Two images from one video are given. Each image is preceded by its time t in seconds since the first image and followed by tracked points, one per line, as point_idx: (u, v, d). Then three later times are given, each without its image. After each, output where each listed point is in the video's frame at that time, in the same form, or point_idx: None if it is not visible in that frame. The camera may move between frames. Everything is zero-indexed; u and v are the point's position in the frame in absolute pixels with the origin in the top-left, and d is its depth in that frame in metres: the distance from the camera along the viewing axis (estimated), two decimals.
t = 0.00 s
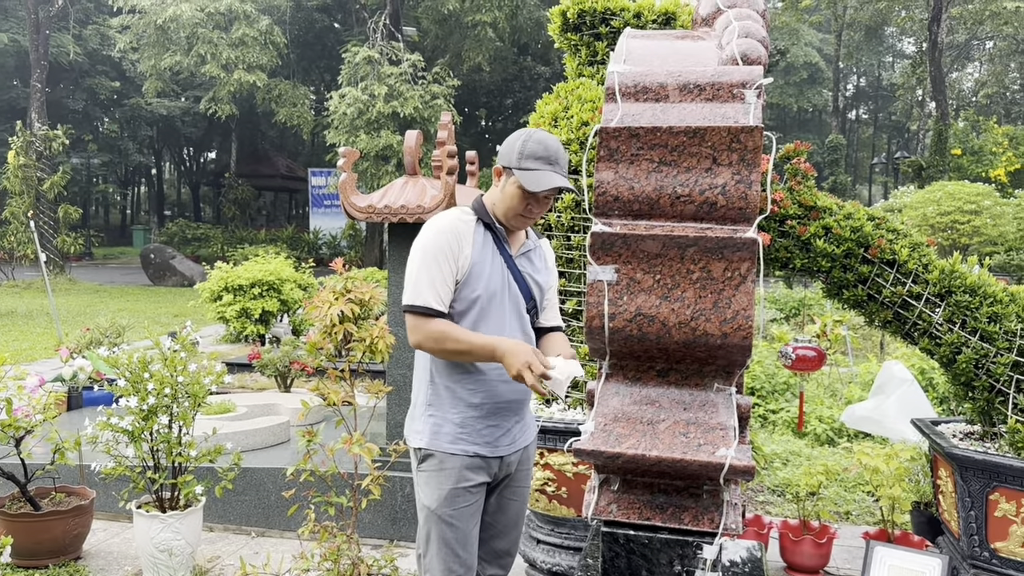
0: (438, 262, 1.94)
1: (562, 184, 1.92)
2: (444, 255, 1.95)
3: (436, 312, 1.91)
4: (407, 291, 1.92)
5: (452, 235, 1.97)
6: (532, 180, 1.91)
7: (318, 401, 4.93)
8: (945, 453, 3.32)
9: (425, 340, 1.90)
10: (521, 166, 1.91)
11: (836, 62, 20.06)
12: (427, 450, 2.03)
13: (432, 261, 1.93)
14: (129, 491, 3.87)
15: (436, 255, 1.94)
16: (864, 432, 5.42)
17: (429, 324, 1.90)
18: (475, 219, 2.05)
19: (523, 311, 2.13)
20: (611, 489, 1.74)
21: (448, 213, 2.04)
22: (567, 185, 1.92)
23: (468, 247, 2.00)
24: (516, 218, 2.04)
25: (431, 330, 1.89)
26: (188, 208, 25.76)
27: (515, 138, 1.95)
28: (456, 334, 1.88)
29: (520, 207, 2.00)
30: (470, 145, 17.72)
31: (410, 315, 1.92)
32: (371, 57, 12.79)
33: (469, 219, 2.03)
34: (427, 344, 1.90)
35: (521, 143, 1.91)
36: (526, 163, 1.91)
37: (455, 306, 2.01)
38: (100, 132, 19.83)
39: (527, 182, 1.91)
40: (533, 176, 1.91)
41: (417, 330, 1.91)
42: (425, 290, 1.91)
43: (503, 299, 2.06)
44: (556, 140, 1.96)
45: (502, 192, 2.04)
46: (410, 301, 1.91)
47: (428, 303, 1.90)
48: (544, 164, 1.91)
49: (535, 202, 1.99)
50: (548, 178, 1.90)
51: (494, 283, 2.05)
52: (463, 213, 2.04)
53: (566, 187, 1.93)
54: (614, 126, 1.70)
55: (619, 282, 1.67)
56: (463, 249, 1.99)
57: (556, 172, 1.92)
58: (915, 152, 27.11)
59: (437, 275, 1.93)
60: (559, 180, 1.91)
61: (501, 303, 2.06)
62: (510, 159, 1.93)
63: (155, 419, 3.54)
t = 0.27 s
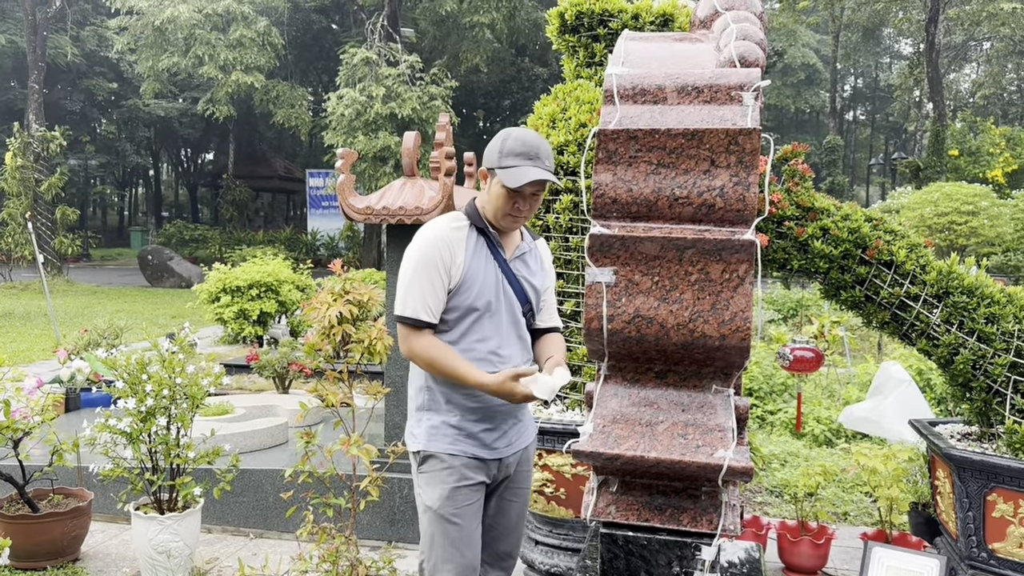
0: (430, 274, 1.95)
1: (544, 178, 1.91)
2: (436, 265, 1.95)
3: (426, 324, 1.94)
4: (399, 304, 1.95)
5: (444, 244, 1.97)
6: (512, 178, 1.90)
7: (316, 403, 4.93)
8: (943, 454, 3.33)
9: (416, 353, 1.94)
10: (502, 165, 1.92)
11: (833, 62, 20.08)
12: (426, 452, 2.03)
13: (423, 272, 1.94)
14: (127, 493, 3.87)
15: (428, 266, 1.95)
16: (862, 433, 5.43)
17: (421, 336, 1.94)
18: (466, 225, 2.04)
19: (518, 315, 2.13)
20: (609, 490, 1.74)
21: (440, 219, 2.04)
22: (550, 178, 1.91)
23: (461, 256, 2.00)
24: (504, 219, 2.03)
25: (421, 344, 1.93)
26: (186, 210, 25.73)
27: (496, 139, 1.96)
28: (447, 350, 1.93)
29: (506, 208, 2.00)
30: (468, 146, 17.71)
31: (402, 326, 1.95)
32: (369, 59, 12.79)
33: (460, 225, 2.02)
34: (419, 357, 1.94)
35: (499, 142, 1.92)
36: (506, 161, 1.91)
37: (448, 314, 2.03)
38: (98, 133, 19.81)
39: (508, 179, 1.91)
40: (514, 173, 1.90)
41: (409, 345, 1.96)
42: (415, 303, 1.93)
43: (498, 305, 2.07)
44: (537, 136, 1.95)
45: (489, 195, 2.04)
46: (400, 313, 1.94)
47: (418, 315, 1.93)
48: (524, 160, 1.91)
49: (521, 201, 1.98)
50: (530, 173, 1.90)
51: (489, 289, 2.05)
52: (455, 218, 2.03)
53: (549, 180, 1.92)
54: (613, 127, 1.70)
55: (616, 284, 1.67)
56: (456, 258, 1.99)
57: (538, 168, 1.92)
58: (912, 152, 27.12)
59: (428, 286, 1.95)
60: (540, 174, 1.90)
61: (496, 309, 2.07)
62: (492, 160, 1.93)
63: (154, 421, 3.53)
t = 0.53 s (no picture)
0: (426, 302, 1.93)
1: (528, 187, 1.91)
2: (430, 291, 1.93)
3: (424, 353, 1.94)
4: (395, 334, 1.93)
5: (439, 269, 1.95)
6: (495, 189, 1.91)
7: (315, 404, 4.94)
8: (942, 454, 3.32)
9: (413, 380, 1.94)
10: (484, 178, 1.93)
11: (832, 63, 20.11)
12: (421, 459, 2.04)
13: (418, 299, 1.93)
14: (126, 494, 3.86)
15: (422, 293, 1.93)
16: (861, 433, 5.43)
17: (417, 365, 1.94)
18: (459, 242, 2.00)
19: (515, 329, 2.12)
20: (609, 491, 1.74)
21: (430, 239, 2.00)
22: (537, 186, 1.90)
23: (455, 278, 1.98)
24: (493, 234, 2.01)
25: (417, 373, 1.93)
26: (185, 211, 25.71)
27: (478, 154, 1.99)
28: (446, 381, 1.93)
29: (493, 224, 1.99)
30: (467, 147, 17.71)
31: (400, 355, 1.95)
32: (368, 60, 12.80)
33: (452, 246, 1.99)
34: (418, 388, 1.93)
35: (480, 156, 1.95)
36: (488, 173, 1.93)
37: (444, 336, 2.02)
38: (97, 134, 19.81)
39: (491, 191, 1.91)
40: (497, 184, 1.91)
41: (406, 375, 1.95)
42: (412, 332, 1.92)
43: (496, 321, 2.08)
44: (519, 145, 1.97)
45: (477, 210, 2.02)
46: (397, 342, 1.93)
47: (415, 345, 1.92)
48: (506, 170, 1.92)
49: (510, 211, 1.96)
50: (514, 182, 1.90)
51: (487, 308, 2.03)
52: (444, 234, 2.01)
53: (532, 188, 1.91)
54: (612, 128, 1.70)
55: (616, 285, 1.67)
56: (451, 281, 1.97)
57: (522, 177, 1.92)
58: (911, 153, 27.14)
59: (425, 314, 1.93)
60: (524, 182, 1.90)
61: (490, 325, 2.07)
62: (475, 173, 1.95)
63: (153, 422, 3.53)
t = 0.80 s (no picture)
0: (455, 369, 1.72)
1: (528, 240, 1.68)
2: (456, 356, 1.72)
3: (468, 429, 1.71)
4: (430, 412, 1.70)
5: (459, 330, 1.73)
6: (488, 244, 1.69)
7: (315, 405, 4.94)
8: (942, 454, 3.32)
9: (460, 467, 1.70)
10: (476, 231, 1.73)
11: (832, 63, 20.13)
12: (402, 488, 2.01)
13: (447, 367, 1.71)
14: (126, 495, 3.86)
15: (447, 361, 1.71)
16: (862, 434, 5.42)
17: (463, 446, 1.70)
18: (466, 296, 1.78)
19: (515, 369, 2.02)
20: (608, 491, 1.74)
21: (431, 294, 1.77)
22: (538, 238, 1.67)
23: (472, 335, 1.78)
24: (496, 286, 1.80)
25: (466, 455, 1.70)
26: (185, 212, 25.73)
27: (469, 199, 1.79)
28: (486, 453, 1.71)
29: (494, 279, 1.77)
30: (467, 148, 17.71)
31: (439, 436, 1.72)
32: (368, 60, 12.80)
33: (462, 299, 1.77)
34: (466, 471, 1.70)
35: (469, 205, 1.75)
36: (479, 227, 1.72)
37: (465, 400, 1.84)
38: (97, 135, 19.81)
39: (484, 248, 1.70)
40: (491, 238, 1.69)
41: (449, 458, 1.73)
42: (450, 408, 1.70)
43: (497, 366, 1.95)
44: (512, 189, 1.75)
45: (473, 262, 1.81)
46: (435, 425, 1.70)
47: (457, 422, 1.70)
48: (499, 220, 1.70)
49: (513, 264, 1.73)
50: (512, 237, 1.68)
51: (491, 360, 1.90)
52: (440, 284, 1.79)
53: (532, 240, 1.68)
54: (611, 128, 1.70)
55: (615, 285, 1.67)
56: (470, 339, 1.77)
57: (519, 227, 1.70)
58: (911, 153, 27.15)
59: (458, 385, 1.71)
60: (520, 235, 1.67)
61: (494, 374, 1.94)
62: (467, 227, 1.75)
63: (152, 422, 3.53)
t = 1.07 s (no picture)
0: (447, 424, 1.53)
1: (538, 319, 1.52)
2: (450, 410, 1.54)
3: (444, 498, 1.53)
4: (408, 470, 1.50)
5: (458, 381, 1.56)
6: (493, 315, 1.54)
7: (316, 405, 4.94)
8: (944, 454, 3.31)
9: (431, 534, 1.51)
10: (482, 293, 1.56)
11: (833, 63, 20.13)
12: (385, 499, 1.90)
13: (438, 423, 1.52)
14: (127, 495, 3.86)
15: (441, 414, 1.53)
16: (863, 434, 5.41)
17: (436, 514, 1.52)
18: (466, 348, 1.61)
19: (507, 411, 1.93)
20: (609, 491, 1.73)
21: (430, 337, 1.60)
22: (549, 318, 1.52)
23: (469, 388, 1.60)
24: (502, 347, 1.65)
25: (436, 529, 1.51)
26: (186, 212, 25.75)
27: (475, 246, 1.61)
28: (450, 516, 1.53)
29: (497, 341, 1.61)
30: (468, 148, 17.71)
31: (408, 499, 1.52)
32: (369, 60, 12.81)
33: (463, 349, 1.60)
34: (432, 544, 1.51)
35: (474, 261, 1.58)
36: (484, 290, 1.56)
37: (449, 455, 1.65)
38: (99, 136, 19.83)
39: (491, 316, 1.54)
40: (495, 311, 1.54)
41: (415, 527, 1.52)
42: (433, 469, 1.51)
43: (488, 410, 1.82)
44: (524, 245, 1.57)
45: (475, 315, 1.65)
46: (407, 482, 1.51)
47: (435, 486, 1.51)
48: (507, 287, 1.55)
49: (522, 335, 1.58)
50: (515, 318, 1.51)
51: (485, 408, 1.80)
52: (441, 328, 1.62)
53: (543, 319, 1.53)
54: (613, 127, 1.70)
55: (617, 284, 1.66)
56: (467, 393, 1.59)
57: (529, 297, 1.54)
58: (913, 154, 27.15)
59: (445, 442, 1.53)
60: (529, 315, 1.52)
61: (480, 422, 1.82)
62: (471, 284, 1.58)
63: (153, 423, 3.53)
